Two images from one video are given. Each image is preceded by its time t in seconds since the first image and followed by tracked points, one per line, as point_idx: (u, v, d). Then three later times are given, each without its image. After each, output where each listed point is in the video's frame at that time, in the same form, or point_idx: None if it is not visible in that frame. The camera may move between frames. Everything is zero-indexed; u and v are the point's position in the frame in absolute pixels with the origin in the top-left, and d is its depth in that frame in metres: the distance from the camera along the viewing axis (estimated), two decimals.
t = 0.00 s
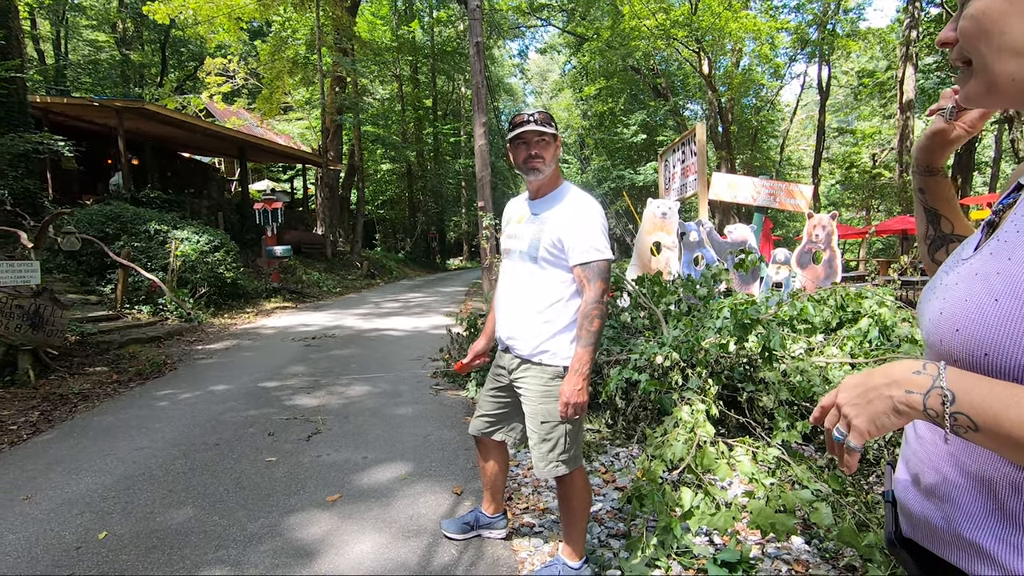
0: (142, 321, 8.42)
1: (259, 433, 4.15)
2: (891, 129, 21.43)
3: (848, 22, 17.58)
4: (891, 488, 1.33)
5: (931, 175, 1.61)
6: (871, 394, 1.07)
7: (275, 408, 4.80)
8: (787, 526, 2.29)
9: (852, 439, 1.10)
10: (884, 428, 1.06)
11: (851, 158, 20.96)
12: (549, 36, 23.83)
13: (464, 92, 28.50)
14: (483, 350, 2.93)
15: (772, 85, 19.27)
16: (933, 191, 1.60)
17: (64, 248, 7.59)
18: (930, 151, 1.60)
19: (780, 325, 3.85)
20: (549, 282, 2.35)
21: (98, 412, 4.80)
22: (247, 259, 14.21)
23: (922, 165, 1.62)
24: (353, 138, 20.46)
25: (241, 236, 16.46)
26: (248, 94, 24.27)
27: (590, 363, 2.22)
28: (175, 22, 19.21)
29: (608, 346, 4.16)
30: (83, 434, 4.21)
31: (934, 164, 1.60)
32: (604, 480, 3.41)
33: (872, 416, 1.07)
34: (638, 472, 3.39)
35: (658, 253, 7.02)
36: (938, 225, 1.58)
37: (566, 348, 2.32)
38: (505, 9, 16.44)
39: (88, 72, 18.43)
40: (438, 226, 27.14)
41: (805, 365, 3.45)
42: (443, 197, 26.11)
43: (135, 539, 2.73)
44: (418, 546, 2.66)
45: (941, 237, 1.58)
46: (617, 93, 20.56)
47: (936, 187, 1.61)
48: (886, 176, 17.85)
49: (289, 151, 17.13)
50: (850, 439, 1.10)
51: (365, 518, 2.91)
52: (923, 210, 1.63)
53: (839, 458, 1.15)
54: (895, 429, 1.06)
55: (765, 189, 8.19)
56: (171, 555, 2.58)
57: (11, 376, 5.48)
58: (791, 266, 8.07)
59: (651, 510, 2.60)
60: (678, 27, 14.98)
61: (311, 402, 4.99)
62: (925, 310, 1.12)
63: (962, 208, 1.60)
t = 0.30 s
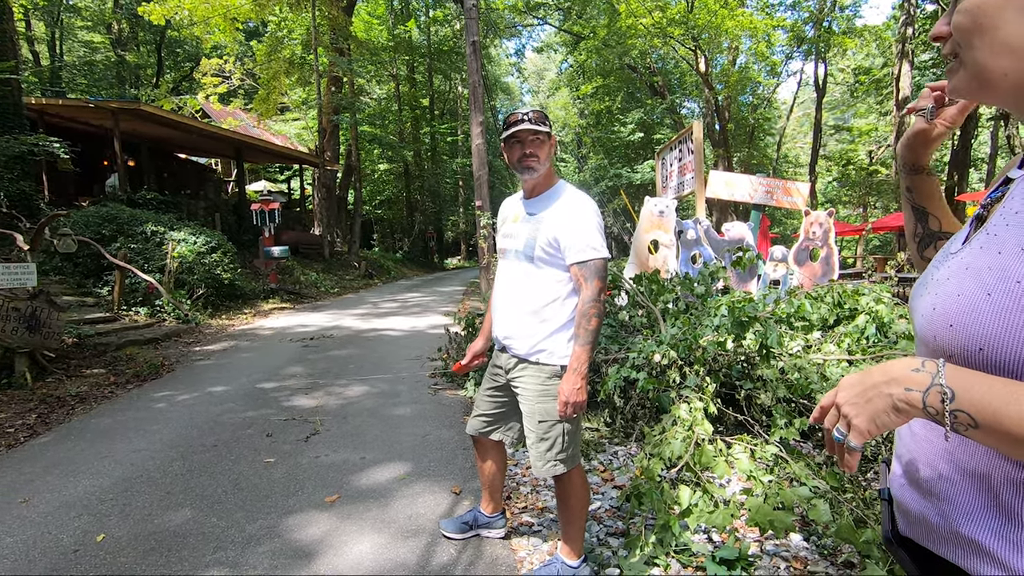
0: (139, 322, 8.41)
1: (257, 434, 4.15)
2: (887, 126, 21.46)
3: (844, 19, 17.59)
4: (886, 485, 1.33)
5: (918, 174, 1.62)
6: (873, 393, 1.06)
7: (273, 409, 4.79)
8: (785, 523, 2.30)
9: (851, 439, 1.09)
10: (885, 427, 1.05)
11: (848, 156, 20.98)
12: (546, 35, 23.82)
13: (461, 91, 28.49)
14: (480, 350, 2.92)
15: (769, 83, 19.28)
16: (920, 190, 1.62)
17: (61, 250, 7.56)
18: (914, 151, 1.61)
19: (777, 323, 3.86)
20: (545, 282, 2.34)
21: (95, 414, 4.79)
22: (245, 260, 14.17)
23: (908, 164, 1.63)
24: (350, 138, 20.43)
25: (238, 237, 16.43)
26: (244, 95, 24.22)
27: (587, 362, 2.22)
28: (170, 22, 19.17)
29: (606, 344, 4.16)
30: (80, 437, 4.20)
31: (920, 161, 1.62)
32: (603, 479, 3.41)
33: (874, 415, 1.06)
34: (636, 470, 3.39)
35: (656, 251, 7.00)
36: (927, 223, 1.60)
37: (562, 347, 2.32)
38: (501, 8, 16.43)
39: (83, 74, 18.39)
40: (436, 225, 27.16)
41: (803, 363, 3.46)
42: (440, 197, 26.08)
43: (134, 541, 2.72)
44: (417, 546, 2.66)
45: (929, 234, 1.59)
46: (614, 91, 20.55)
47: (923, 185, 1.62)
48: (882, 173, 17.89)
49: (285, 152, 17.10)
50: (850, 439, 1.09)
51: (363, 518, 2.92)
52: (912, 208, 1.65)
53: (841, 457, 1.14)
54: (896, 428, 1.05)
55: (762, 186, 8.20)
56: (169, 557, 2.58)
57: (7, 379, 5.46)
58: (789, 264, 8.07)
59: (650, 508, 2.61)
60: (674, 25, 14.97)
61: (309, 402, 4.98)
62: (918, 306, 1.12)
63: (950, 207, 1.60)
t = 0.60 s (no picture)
0: (135, 326, 8.38)
1: (253, 437, 4.13)
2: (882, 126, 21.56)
3: (838, 20, 17.66)
4: (876, 488, 1.34)
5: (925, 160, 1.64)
6: (873, 392, 1.06)
7: (269, 412, 4.78)
8: (782, 523, 2.30)
9: (850, 440, 1.09)
10: (885, 428, 1.05)
11: (842, 156, 21.07)
12: (542, 36, 23.84)
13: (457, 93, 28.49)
14: (474, 352, 2.92)
15: (764, 84, 19.33)
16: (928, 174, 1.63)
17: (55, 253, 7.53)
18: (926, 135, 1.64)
19: (773, 323, 3.87)
20: (539, 282, 2.34)
21: (90, 418, 4.76)
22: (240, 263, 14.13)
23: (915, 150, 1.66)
24: (346, 140, 20.41)
25: (233, 240, 16.38)
26: (239, 97, 24.18)
27: (582, 363, 2.22)
28: (165, 25, 19.11)
29: (602, 345, 4.15)
30: (75, 442, 4.18)
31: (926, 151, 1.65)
32: (600, 480, 3.41)
33: (873, 415, 1.06)
34: (633, 471, 3.39)
35: (652, 252, 7.00)
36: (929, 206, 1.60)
37: (557, 349, 2.33)
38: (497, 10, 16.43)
39: (77, 76, 18.33)
40: (432, 227, 27.16)
41: (798, 363, 3.47)
42: (436, 198, 26.07)
43: (128, 546, 2.71)
44: (414, 548, 2.65)
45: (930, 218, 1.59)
46: (609, 92, 20.57)
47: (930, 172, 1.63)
48: (877, 173, 17.98)
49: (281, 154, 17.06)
50: (849, 441, 1.09)
51: (360, 521, 2.91)
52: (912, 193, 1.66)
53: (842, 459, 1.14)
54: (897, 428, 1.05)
55: (758, 187, 8.22)
56: (164, 562, 2.57)
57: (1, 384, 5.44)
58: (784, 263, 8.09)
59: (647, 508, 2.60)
60: (669, 26, 15.00)
61: (305, 405, 4.97)
62: (909, 305, 1.12)
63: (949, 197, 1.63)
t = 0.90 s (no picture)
0: (124, 330, 8.30)
1: (244, 442, 4.11)
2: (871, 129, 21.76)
3: (827, 23, 17.82)
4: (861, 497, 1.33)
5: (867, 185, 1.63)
6: (865, 374, 1.02)
7: (260, 416, 4.75)
8: (772, 524, 2.31)
9: (842, 429, 1.04)
10: (880, 413, 1.01)
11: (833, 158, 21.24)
12: (534, 39, 23.90)
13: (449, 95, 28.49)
14: (465, 356, 2.92)
15: (754, 86, 19.48)
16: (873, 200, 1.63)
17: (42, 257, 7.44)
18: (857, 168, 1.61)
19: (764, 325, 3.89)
20: (530, 284, 2.34)
21: (77, 424, 4.71)
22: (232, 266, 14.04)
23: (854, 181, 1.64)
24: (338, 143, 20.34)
25: (225, 243, 16.29)
26: (231, 100, 24.07)
27: (572, 365, 2.22)
28: (155, 26, 19.00)
29: (594, 347, 4.16)
30: (62, 448, 4.13)
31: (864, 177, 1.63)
32: (592, 482, 3.41)
33: (869, 401, 1.01)
34: (625, 473, 3.40)
35: (644, 254, 7.02)
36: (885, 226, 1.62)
37: (547, 351, 2.32)
38: (490, 13, 16.44)
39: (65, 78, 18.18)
40: (425, 229, 27.10)
41: (789, 364, 3.50)
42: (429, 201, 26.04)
43: (115, 553, 2.68)
44: (405, 553, 2.64)
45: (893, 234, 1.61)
46: (602, 94, 20.66)
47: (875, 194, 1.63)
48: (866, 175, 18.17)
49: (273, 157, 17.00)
50: (839, 429, 1.04)
51: (351, 525, 2.89)
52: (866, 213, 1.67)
53: (827, 454, 1.09)
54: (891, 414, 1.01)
55: (749, 189, 8.27)
56: (152, 568, 2.54)
57: None
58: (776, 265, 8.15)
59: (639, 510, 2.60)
60: (660, 29, 15.08)
61: (297, 409, 4.94)
62: (896, 306, 1.10)
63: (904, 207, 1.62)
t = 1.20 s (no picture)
0: (107, 332, 8.20)
1: (230, 445, 4.06)
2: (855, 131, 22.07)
3: (813, 27, 18.03)
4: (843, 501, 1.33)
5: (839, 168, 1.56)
6: (882, 388, 0.98)
7: (246, 418, 4.70)
8: (759, 523, 2.33)
9: (859, 448, 1.00)
10: (897, 427, 0.97)
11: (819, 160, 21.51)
12: (524, 40, 23.94)
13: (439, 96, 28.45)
14: (452, 356, 2.91)
15: (742, 89, 19.67)
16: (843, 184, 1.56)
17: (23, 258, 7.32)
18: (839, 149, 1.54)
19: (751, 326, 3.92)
20: (517, 286, 2.34)
21: (58, 427, 4.63)
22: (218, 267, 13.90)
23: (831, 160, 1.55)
24: (326, 143, 20.23)
25: (211, 243, 16.13)
26: (217, 99, 23.86)
27: (559, 366, 2.22)
28: (141, 25, 18.79)
29: (582, 348, 4.18)
30: (43, 452, 4.06)
31: (841, 154, 1.54)
32: (580, 482, 3.42)
33: (888, 416, 0.97)
34: (613, 473, 3.41)
35: (633, 254, 7.05)
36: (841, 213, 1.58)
37: (534, 352, 2.32)
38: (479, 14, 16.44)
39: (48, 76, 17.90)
40: (414, 230, 27.01)
41: (775, 364, 3.53)
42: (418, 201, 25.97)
43: (97, 558, 2.63)
44: (393, 555, 2.63)
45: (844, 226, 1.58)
46: (591, 96, 20.76)
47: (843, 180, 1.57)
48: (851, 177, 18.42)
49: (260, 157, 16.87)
50: (857, 448, 1.00)
51: (338, 528, 2.87)
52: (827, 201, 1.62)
53: (843, 475, 1.04)
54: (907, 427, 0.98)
55: (736, 191, 8.34)
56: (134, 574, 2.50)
57: None
58: (762, 266, 8.23)
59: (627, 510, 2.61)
60: (648, 31, 15.18)
61: (283, 411, 4.90)
62: (880, 306, 1.10)
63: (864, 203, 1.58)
